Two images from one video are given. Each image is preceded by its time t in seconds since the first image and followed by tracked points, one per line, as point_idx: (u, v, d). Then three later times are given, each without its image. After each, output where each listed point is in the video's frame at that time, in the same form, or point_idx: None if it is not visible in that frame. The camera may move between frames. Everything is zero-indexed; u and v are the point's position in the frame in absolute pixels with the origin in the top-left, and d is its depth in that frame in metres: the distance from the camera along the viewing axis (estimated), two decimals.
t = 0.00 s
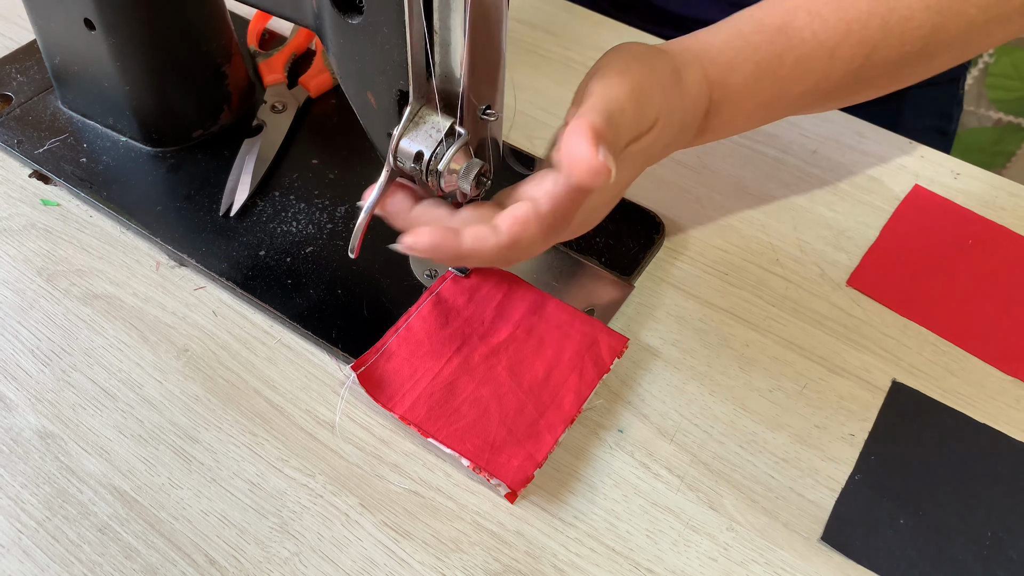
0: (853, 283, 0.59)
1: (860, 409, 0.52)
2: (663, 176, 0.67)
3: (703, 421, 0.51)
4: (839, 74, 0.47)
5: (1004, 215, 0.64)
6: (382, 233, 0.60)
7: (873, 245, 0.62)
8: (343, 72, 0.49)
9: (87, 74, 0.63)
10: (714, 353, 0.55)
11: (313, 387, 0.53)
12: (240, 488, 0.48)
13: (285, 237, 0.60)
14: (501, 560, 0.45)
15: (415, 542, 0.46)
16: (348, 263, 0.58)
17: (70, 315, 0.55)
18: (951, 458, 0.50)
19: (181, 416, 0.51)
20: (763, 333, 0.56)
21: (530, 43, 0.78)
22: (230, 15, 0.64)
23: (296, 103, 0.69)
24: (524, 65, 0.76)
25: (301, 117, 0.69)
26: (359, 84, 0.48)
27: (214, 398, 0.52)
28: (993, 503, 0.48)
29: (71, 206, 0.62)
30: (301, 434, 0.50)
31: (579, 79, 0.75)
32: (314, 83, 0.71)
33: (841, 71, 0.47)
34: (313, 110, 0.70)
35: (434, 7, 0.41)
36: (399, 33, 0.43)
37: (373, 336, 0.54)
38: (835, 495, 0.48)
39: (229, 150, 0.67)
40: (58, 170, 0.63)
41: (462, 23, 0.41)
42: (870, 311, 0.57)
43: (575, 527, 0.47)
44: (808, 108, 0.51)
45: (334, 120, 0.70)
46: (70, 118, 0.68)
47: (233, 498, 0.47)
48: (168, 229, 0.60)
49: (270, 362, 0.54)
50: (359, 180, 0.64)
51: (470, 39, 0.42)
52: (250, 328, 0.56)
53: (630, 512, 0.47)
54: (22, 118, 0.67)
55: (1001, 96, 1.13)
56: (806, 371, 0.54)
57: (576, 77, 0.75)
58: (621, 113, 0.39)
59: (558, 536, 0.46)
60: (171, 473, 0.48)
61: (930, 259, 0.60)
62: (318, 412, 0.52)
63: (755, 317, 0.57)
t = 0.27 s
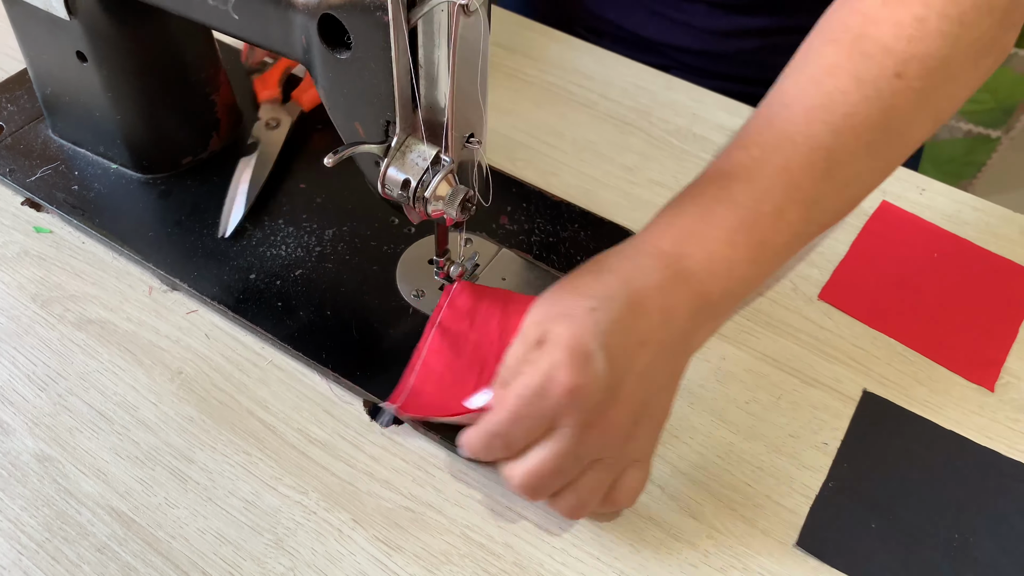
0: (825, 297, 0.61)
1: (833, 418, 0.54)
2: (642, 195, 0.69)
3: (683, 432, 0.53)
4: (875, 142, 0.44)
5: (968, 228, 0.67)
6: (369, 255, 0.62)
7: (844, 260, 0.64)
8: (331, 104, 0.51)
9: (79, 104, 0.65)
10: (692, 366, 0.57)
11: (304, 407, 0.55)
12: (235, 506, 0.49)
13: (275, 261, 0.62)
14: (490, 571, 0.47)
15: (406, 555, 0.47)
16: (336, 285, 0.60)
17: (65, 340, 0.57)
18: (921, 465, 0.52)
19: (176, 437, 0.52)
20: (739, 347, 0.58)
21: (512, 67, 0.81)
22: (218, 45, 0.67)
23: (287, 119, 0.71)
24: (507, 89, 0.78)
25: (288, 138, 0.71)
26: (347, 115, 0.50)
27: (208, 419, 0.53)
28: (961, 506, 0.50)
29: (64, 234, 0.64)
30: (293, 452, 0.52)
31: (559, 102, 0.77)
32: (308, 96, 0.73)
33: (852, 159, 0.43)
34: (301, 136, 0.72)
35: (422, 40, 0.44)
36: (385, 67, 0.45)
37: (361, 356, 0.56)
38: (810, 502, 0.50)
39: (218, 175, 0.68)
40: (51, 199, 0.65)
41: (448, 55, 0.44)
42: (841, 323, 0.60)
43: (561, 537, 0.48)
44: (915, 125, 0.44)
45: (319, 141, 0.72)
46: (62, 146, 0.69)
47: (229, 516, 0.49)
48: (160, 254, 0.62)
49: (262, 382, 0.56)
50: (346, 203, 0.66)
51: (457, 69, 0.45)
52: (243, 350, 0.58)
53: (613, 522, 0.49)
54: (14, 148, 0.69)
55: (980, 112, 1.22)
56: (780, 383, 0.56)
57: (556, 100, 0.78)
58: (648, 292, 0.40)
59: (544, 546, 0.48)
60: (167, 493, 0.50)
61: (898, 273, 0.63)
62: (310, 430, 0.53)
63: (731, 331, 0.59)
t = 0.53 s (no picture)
0: (796, 298, 0.63)
1: (804, 416, 0.56)
2: (618, 198, 0.70)
3: (658, 431, 0.54)
4: (900, 182, 0.56)
5: (934, 230, 0.69)
6: (347, 258, 0.62)
7: (814, 262, 0.66)
8: (309, 108, 0.51)
9: (54, 107, 0.64)
10: (667, 366, 0.58)
11: (283, 409, 0.55)
12: (214, 508, 0.49)
13: (253, 264, 0.62)
14: (469, 570, 0.47)
15: (386, 555, 0.48)
16: (314, 287, 0.60)
17: (41, 344, 0.56)
18: (889, 460, 0.54)
19: (154, 441, 0.52)
20: (713, 346, 0.59)
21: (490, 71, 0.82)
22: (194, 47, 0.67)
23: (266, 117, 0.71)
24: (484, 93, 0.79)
25: (264, 140, 0.71)
26: (326, 119, 0.50)
27: (187, 422, 0.53)
28: (928, 499, 0.52)
29: (39, 237, 0.63)
30: (272, 455, 0.52)
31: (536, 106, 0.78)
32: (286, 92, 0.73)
33: (898, 176, 0.55)
34: (278, 137, 0.72)
35: (400, 44, 0.44)
36: (364, 72, 0.46)
37: (339, 358, 0.56)
38: (782, 498, 0.52)
39: (195, 178, 0.68)
40: (25, 202, 0.64)
41: (427, 59, 0.45)
42: (812, 323, 0.61)
43: (539, 535, 0.49)
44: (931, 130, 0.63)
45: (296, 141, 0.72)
46: (36, 149, 0.69)
47: (207, 518, 0.49)
48: (137, 257, 0.61)
49: (240, 385, 0.56)
50: (324, 205, 0.66)
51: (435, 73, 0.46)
52: (221, 353, 0.58)
53: (591, 520, 0.50)
54: None
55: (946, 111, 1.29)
56: (752, 381, 0.57)
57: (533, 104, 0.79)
58: (884, 178, 0.55)
59: (523, 544, 0.49)
60: (145, 496, 0.50)
61: (866, 275, 0.65)
62: (289, 432, 0.54)
63: (705, 331, 0.60)
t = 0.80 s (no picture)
0: (769, 301, 0.64)
1: (778, 418, 0.56)
2: (595, 203, 0.71)
3: (634, 434, 0.55)
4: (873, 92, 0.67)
5: (904, 232, 0.70)
6: (324, 265, 0.62)
7: (788, 265, 0.67)
8: (283, 116, 0.51)
9: (26, 115, 0.64)
10: (643, 369, 0.58)
11: (260, 417, 0.55)
12: (191, 518, 0.49)
13: (228, 271, 0.62)
14: None
15: (365, 562, 0.48)
16: (291, 295, 0.60)
17: (14, 354, 0.56)
18: (861, 460, 0.54)
19: (130, 451, 0.52)
20: (688, 350, 0.60)
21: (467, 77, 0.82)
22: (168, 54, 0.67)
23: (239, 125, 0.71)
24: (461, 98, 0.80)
25: (239, 147, 0.71)
26: (300, 127, 0.51)
27: (163, 431, 0.53)
28: (899, 498, 0.53)
29: (12, 246, 0.63)
30: (249, 463, 0.52)
31: (512, 111, 0.79)
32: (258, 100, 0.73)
33: (880, 120, 0.66)
34: (253, 143, 0.72)
35: (373, 53, 0.44)
36: (337, 82, 0.45)
37: (316, 365, 0.56)
38: (756, 499, 0.52)
39: (171, 185, 0.67)
40: None
41: (401, 68, 0.45)
42: (785, 325, 0.62)
43: (517, 540, 0.49)
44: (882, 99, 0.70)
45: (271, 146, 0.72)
46: (8, 157, 0.68)
47: (184, 528, 0.49)
48: (112, 265, 0.61)
49: (216, 394, 0.56)
50: (300, 212, 0.66)
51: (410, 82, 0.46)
52: (197, 361, 0.58)
53: (568, 524, 0.50)
54: None
55: (912, 111, 1.34)
56: (727, 384, 0.58)
57: (510, 109, 0.79)
58: (847, 183, 0.65)
59: (501, 550, 0.49)
60: (121, 507, 0.49)
61: (839, 278, 0.66)
62: (266, 441, 0.53)
63: (680, 335, 0.61)
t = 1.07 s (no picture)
0: (756, 309, 0.64)
1: (765, 426, 0.56)
2: (582, 213, 0.71)
3: (623, 445, 0.55)
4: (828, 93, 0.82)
5: (889, 239, 0.71)
6: (310, 278, 0.62)
7: (774, 273, 0.67)
8: (266, 130, 0.51)
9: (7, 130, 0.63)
10: (631, 380, 0.59)
11: (246, 432, 0.54)
12: (178, 536, 0.49)
13: (214, 286, 0.61)
14: None
15: None
16: (277, 308, 0.60)
17: None
18: (848, 468, 0.55)
19: (115, 469, 0.51)
20: (675, 359, 0.60)
21: (452, 88, 0.83)
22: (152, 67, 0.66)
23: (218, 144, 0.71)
24: (447, 109, 0.80)
25: (224, 160, 0.71)
26: (284, 141, 0.50)
27: (149, 448, 0.53)
28: (887, 505, 0.53)
29: None
30: (236, 480, 0.52)
31: (498, 122, 0.79)
32: (234, 120, 0.72)
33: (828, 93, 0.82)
34: (238, 156, 0.71)
35: (357, 67, 0.44)
36: (321, 97, 0.46)
37: (303, 380, 0.56)
38: (745, 509, 0.52)
39: (155, 201, 0.67)
40: None
41: (384, 83, 0.44)
42: (772, 333, 0.62)
43: (507, 553, 0.49)
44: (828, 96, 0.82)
45: (257, 159, 0.72)
46: None
47: (171, 547, 0.48)
48: (96, 281, 0.60)
49: (202, 410, 0.55)
50: (287, 225, 0.66)
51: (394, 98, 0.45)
52: (183, 377, 0.57)
53: (558, 537, 0.50)
54: None
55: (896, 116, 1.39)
56: (714, 394, 0.58)
57: (495, 120, 0.79)
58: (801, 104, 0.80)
59: (490, 563, 0.49)
60: (106, 527, 0.49)
61: (824, 285, 0.66)
62: (253, 456, 0.53)
63: (667, 344, 0.61)
